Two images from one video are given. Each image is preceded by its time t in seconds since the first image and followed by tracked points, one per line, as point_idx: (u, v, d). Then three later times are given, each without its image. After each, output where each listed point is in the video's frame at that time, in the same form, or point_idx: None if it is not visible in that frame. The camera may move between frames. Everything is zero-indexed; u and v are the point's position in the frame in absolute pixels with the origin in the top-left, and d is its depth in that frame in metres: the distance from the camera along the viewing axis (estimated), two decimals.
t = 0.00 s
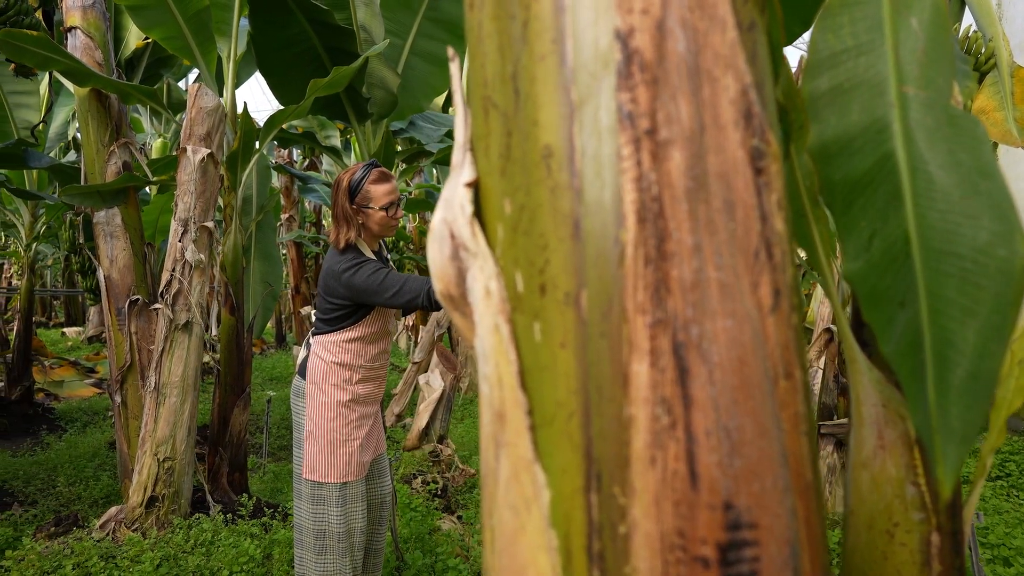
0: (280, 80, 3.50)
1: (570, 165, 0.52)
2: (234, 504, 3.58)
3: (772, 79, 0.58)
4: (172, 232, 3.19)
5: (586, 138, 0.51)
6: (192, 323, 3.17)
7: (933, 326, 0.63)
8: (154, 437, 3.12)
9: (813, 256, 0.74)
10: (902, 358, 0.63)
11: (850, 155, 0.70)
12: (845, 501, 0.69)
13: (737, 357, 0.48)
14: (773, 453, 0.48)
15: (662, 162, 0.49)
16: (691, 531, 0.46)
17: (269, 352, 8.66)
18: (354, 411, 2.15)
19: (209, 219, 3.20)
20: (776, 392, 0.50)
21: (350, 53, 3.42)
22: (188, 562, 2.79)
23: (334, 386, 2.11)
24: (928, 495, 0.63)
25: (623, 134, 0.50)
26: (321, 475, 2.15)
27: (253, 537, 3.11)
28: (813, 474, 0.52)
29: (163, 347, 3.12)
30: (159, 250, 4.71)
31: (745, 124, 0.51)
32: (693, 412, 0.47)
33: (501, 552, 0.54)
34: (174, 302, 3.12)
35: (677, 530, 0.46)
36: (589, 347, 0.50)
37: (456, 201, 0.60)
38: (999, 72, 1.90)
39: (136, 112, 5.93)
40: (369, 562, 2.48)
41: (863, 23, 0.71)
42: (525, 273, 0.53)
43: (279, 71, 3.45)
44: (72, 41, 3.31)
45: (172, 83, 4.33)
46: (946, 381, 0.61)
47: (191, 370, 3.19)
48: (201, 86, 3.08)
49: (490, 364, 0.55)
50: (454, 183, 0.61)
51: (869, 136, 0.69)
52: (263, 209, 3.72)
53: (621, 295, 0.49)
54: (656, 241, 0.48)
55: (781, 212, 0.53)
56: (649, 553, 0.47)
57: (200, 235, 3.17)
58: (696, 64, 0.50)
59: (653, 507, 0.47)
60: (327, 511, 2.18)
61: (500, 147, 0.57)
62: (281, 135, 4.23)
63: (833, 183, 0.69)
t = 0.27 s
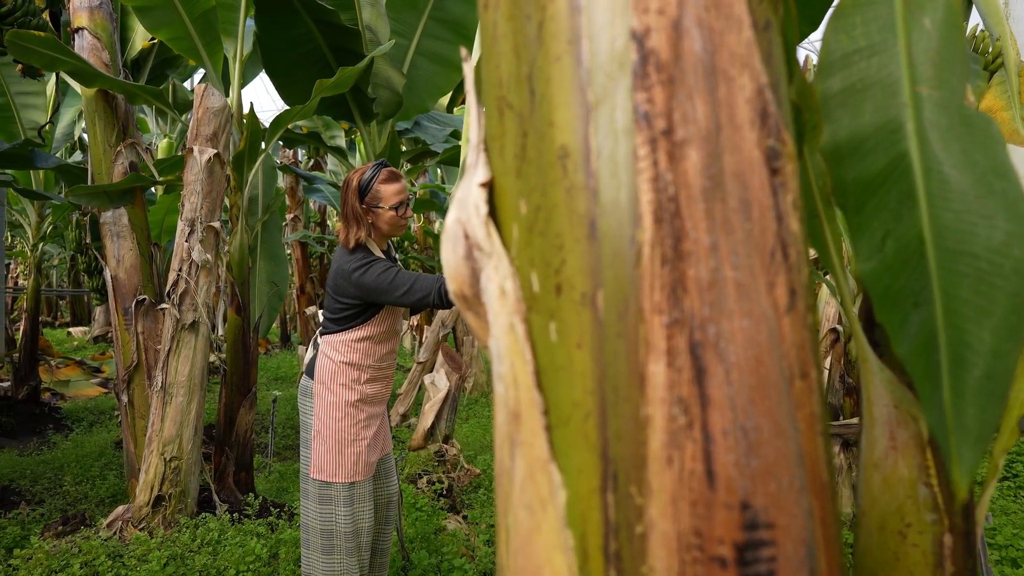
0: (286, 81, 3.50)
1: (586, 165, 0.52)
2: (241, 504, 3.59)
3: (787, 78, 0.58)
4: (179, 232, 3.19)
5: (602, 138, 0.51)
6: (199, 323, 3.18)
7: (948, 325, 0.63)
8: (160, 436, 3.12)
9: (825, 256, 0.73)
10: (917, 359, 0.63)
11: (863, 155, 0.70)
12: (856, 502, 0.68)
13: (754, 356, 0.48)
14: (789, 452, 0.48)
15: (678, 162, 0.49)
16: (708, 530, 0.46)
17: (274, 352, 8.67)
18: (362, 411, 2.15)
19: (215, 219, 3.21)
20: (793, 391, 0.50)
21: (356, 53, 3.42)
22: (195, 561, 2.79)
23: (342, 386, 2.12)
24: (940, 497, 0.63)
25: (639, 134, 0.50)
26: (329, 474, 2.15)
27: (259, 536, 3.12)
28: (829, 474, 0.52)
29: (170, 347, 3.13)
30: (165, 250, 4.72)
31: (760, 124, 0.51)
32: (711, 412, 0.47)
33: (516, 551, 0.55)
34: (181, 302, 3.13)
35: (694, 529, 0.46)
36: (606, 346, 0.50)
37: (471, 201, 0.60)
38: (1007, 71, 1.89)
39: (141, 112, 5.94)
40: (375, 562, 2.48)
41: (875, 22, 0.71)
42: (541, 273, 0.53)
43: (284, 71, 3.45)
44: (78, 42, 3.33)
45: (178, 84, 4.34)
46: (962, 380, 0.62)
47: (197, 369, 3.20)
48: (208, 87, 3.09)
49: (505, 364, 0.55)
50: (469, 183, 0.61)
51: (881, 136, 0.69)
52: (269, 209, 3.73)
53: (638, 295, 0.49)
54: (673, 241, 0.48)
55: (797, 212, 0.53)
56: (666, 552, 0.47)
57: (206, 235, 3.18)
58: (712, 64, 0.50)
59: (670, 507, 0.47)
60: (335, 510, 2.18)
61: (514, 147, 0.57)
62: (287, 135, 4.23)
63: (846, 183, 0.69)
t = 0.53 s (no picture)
0: (293, 81, 3.51)
1: (604, 164, 0.52)
2: (247, 503, 3.60)
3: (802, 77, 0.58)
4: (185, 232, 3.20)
5: (619, 137, 0.51)
6: (205, 323, 3.19)
7: (964, 323, 0.64)
8: (168, 436, 3.13)
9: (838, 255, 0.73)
10: (933, 358, 0.63)
11: (877, 154, 0.70)
12: (867, 500, 0.67)
13: (773, 354, 0.48)
14: (809, 451, 0.48)
15: (696, 160, 0.49)
16: (727, 528, 0.46)
17: (279, 352, 8.69)
18: (369, 411, 2.15)
19: (221, 220, 3.21)
20: (811, 389, 0.50)
21: (361, 53, 3.42)
22: (202, 561, 2.80)
23: (349, 386, 2.12)
24: (953, 496, 0.63)
25: (657, 133, 0.50)
26: (336, 474, 2.16)
27: (266, 536, 3.12)
28: (846, 472, 0.52)
29: (177, 347, 3.14)
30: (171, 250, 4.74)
31: (777, 122, 0.51)
32: (729, 410, 0.47)
33: (533, 549, 0.55)
34: (188, 302, 3.14)
35: (713, 527, 0.47)
36: (624, 345, 0.50)
37: (486, 200, 0.60)
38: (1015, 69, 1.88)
39: (147, 113, 5.96)
40: (382, 562, 2.48)
41: (889, 21, 0.71)
42: (558, 272, 0.53)
43: (290, 71, 3.46)
44: (85, 43, 3.34)
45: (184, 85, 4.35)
46: (978, 378, 0.63)
47: (204, 369, 3.21)
48: (214, 87, 3.09)
49: (521, 362, 0.55)
50: (484, 182, 0.61)
51: (895, 134, 0.69)
52: (275, 210, 3.74)
53: (656, 293, 0.49)
54: (691, 239, 0.48)
55: (814, 211, 0.53)
56: (685, 550, 0.47)
57: (213, 235, 3.19)
58: (729, 63, 0.50)
59: (688, 505, 0.47)
60: (342, 510, 2.19)
61: (531, 147, 0.57)
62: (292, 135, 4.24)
63: (860, 181, 0.69)
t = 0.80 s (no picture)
0: (299, 81, 3.51)
1: (620, 162, 0.52)
2: (254, 502, 3.60)
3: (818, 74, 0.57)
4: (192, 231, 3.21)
5: (636, 135, 0.51)
6: (212, 322, 3.19)
7: (981, 323, 0.65)
8: (174, 435, 3.14)
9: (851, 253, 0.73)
10: (949, 355, 0.64)
11: (891, 152, 0.70)
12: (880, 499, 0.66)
13: (791, 351, 0.48)
14: (826, 448, 0.48)
15: (713, 157, 0.49)
16: (745, 525, 0.46)
17: (284, 352, 8.70)
18: (375, 410, 2.15)
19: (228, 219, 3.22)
20: (828, 387, 0.50)
21: (367, 53, 3.42)
22: (208, 559, 2.81)
23: (355, 386, 2.12)
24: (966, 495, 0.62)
25: (674, 130, 0.50)
26: (343, 473, 2.16)
27: (272, 534, 3.13)
28: (864, 469, 0.52)
29: (184, 346, 3.15)
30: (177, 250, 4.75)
31: (794, 120, 0.51)
32: (747, 408, 0.47)
33: (549, 546, 0.55)
34: (194, 301, 3.15)
35: (731, 525, 0.47)
36: (640, 342, 0.50)
37: (501, 198, 0.60)
38: None
39: (153, 113, 5.98)
40: (388, 561, 2.49)
41: (903, 18, 0.71)
42: (574, 269, 0.53)
43: (296, 71, 3.46)
44: (93, 43, 3.35)
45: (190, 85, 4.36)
46: (996, 375, 0.64)
47: (211, 368, 3.21)
48: (221, 87, 3.10)
49: (537, 360, 0.55)
50: (499, 180, 0.61)
51: (910, 132, 0.69)
52: (281, 209, 3.74)
53: (673, 291, 0.49)
54: (708, 237, 0.48)
55: (830, 208, 0.53)
56: (702, 548, 0.47)
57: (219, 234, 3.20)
58: (746, 60, 0.50)
59: (706, 502, 0.47)
60: (348, 508, 2.19)
61: (546, 144, 0.57)
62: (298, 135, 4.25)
63: (874, 179, 0.69)
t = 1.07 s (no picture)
0: (305, 81, 3.52)
1: (636, 163, 0.52)
2: (260, 502, 3.61)
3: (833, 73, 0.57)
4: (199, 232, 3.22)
5: (652, 137, 0.51)
6: (219, 322, 3.20)
7: (995, 322, 0.65)
8: (182, 435, 3.15)
9: (864, 253, 0.73)
10: (962, 355, 0.64)
11: (905, 152, 0.70)
12: (892, 501, 0.66)
13: (808, 353, 0.47)
14: (844, 450, 0.48)
15: (730, 159, 0.49)
16: (763, 528, 0.46)
17: (289, 352, 8.72)
18: (382, 411, 2.16)
19: (235, 220, 3.23)
20: (845, 388, 0.49)
21: (373, 53, 3.42)
22: (216, 559, 2.81)
23: (362, 386, 2.12)
24: (979, 495, 0.62)
25: (691, 131, 0.50)
26: (350, 473, 2.16)
27: (279, 534, 3.14)
28: (881, 471, 0.52)
29: (191, 346, 3.16)
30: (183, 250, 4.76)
31: (811, 120, 0.51)
32: (765, 409, 0.47)
33: (565, 548, 0.55)
34: (201, 302, 3.16)
35: (749, 527, 0.46)
36: (657, 344, 0.50)
37: (515, 199, 0.60)
38: None
39: (159, 114, 5.99)
40: (395, 561, 2.49)
41: (916, 17, 0.71)
42: (590, 271, 0.53)
43: (302, 71, 3.47)
44: (100, 45, 3.36)
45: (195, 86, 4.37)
46: (1011, 374, 0.64)
47: (218, 368, 3.22)
48: (227, 88, 3.11)
49: (552, 362, 0.55)
50: (513, 182, 0.61)
51: (925, 131, 0.69)
52: (288, 209, 3.75)
53: (690, 292, 0.49)
54: (725, 238, 0.48)
55: (847, 208, 0.52)
56: (720, 550, 0.47)
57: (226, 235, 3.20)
58: (763, 60, 0.50)
59: (723, 504, 0.47)
60: (355, 509, 2.19)
61: (562, 145, 0.57)
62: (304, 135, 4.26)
63: (888, 179, 0.69)
